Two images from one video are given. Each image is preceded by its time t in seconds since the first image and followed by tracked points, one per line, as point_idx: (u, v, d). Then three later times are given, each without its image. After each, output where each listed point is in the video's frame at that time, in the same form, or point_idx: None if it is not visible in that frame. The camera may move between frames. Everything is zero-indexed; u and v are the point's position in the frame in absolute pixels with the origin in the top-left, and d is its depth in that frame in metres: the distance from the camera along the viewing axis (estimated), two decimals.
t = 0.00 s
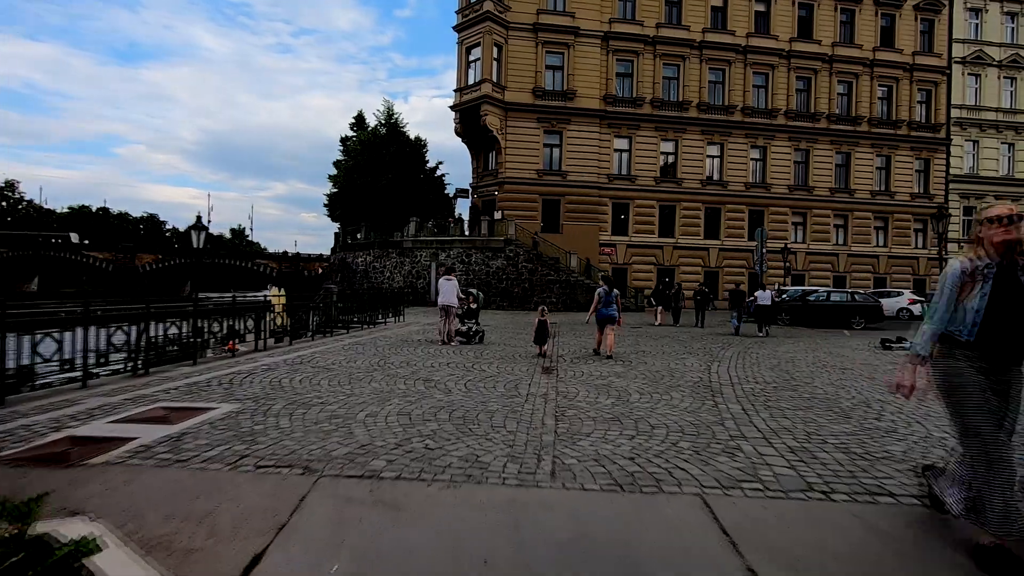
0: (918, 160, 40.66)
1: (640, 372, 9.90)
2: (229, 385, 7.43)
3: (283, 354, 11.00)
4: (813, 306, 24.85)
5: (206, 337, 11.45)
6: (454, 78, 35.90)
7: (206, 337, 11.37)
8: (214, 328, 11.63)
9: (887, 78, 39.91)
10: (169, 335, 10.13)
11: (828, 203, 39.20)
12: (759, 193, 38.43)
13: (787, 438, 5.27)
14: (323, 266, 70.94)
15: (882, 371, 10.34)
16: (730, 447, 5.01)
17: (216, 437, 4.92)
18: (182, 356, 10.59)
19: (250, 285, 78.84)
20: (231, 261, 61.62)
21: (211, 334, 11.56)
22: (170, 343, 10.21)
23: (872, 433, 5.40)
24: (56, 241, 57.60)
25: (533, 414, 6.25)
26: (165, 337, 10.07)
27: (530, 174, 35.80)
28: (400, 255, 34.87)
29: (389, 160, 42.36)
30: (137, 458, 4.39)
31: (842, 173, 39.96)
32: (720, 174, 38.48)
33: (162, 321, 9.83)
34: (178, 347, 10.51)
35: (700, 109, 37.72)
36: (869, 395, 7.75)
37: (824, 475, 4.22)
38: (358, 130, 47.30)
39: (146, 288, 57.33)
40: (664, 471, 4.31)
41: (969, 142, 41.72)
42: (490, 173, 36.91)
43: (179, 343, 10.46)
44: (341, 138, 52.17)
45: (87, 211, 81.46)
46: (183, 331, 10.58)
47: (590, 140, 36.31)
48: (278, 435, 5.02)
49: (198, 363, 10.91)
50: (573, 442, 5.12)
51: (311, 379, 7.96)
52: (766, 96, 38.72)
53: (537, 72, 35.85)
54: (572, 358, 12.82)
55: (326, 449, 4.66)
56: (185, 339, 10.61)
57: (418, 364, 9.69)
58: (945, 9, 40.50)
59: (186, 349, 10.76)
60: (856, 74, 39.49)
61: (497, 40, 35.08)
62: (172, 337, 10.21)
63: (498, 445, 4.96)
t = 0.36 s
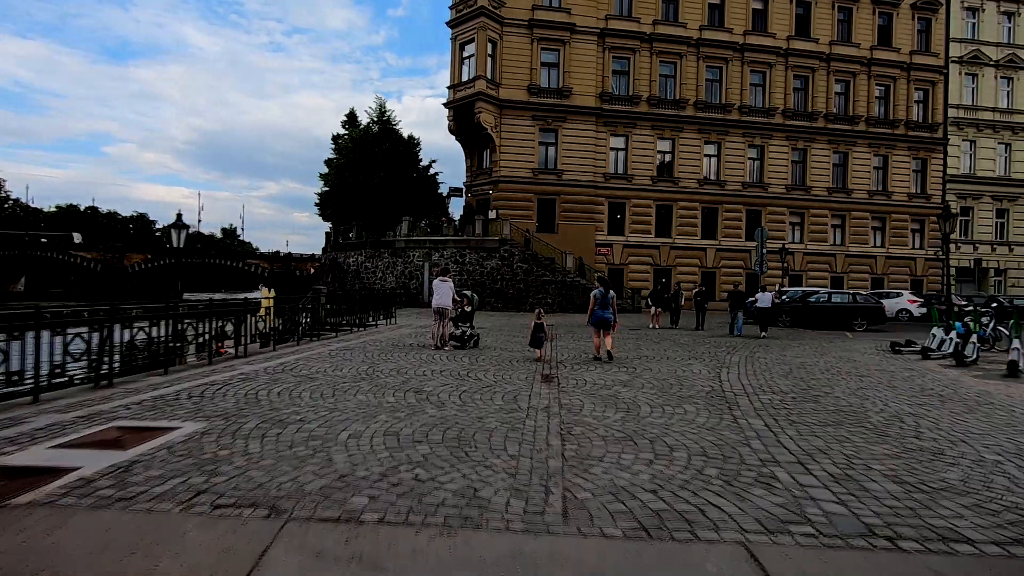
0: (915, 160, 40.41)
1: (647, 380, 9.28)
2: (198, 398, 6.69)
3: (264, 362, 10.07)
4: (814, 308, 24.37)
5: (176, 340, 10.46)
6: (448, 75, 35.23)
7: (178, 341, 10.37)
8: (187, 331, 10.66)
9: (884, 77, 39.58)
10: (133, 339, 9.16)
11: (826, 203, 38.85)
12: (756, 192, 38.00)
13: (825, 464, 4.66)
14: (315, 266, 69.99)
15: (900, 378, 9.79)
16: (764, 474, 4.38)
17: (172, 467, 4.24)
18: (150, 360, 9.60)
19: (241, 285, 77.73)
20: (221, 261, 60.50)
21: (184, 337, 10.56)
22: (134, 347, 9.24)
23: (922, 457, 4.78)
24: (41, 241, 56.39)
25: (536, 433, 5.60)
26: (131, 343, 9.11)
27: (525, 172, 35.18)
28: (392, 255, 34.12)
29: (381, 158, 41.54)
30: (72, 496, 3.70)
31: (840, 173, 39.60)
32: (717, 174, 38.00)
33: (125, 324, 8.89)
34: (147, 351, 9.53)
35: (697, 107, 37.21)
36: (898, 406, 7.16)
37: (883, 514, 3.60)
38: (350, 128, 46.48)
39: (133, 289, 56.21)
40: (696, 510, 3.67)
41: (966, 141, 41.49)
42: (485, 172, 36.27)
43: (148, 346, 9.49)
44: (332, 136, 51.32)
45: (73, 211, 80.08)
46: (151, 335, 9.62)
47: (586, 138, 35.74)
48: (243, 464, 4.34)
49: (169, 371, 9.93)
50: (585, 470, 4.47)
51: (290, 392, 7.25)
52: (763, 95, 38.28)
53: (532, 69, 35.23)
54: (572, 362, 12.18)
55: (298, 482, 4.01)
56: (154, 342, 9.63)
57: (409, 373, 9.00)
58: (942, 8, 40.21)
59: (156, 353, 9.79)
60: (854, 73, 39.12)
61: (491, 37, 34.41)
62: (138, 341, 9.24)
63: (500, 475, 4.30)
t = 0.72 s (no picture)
0: (916, 159, 40.06)
1: (662, 386, 8.68)
2: (173, 409, 6.04)
3: (250, 366, 9.32)
4: (818, 308, 23.89)
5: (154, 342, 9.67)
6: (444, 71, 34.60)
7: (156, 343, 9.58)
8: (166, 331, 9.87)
9: (886, 75, 39.20)
10: (107, 341, 8.36)
11: (826, 202, 38.44)
12: (757, 191, 37.56)
13: (885, 487, 4.08)
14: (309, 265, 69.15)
15: (926, 383, 9.25)
16: (821, 502, 3.79)
17: (130, 497, 3.61)
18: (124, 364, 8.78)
19: (234, 285, 76.74)
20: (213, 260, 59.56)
21: (162, 339, 9.77)
22: (108, 349, 8.43)
23: (995, 480, 4.19)
24: (28, 239, 55.31)
25: (551, 450, 4.98)
26: (103, 345, 8.31)
27: (523, 170, 34.60)
28: (388, 255, 33.44)
29: (376, 156, 40.83)
30: (5, 534, 3.07)
31: (841, 172, 39.17)
32: (718, 173, 37.51)
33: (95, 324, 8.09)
34: (121, 354, 8.72)
35: (697, 105, 36.72)
36: (938, 416, 6.60)
37: (979, 558, 3.00)
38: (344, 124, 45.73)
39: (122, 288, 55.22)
40: (756, 551, 3.07)
41: (966, 141, 41.21)
42: (482, 170, 35.69)
43: (123, 349, 8.70)
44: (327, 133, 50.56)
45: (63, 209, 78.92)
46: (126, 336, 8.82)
47: (585, 136, 35.17)
48: (215, 492, 3.71)
49: (145, 377, 9.13)
50: (613, 499, 3.86)
51: (276, 400, 6.61)
52: (764, 93, 37.83)
53: (530, 66, 34.67)
54: (578, 365, 11.60)
55: (279, 515, 3.38)
56: (130, 344, 8.83)
57: (407, 378, 8.39)
58: (943, 6, 39.88)
59: (132, 356, 8.99)
60: (855, 71, 38.73)
61: (489, 32, 33.79)
62: (112, 344, 8.45)
63: (515, 504, 3.69)
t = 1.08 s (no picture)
0: (921, 159, 39.62)
1: (681, 394, 8.09)
2: (146, 424, 5.41)
3: (238, 373, 8.60)
4: (826, 310, 23.36)
5: (133, 346, 8.93)
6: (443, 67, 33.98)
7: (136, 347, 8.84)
8: (146, 335, 9.12)
9: (890, 74, 38.70)
10: (77, 345, 7.61)
11: (830, 202, 37.93)
12: (760, 191, 37.08)
13: (970, 524, 3.49)
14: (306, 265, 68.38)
15: (959, 390, 8.69)
16: (906, 546, 3.19)
17: (77, 543, 2.98)
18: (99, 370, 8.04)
19: (230, 285, 75.93)
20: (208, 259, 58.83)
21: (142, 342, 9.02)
22: (79, 355, 7.68)
23: None
24: (19, 238, 54.47)
25: (573, 475, 4.39)
26: (73, 351, 7.57)
27: (523, 169, 34.01)
28: (385, 254, 32.80)
29: (374, 154, 40.14)
30: None
31: (845, 171, 38.69)
32: (721, 172, 36.94)
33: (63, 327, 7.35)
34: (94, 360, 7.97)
35: (699, 103, 36.19)
36: (990, 430, 6.03)
37: None
38: (342, 122, 45.00)
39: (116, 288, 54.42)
40: None
41: (971, 141, 40.80)
42: (482, 168, 35.08)
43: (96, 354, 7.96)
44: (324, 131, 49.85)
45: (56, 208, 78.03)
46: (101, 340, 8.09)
47: (587, 134, 34.61)
48: (181, 535, 3.09)
49: (122, 385, 8.38)
50: (657, 540, 3.26)
51: (264, 413, 5.98)
52: (767, 91, 37.30)
53: (531, 62, 34.10)
54: (586, 370, 11.01)
55: (255, 566, 2.78)
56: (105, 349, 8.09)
57: (409, 387, 7.77)
58: (948, 4, 39.45)
59: (107, 362, 8.24)
60: (859, 70, 38.26)
61: (489, 28, 33.21)
62: (84, 349, 7.71)
63: (542, 548, 3.09)
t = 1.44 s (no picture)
0: (931, 158, 38.92)
1: (709, 406, 7.43)
2: (114, 447, 4.77)
3: (226, 384, 7.86)
4: (841, 312, 22.69)
5: (112, 356, 8.15)
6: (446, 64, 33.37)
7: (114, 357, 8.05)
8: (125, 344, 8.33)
9: (901, 71, 37.98)
10: (45, 356, 6.82)
11: (840, 201, 37.22)
12: (768, 190, 36.41)
13: None
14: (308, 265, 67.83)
15: (1009, 402, 8.01)
16: None
17: None
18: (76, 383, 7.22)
19: (231, 285, 75.45)
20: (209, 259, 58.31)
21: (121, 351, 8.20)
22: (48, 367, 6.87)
23: None
24: (18, 237, 53.95)
25: (608, 514, 3.75)
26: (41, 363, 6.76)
27: (527, 167, 33.39)
28: (387, 254, 32.19)
29: (375, 152, 39.52)
30: None
31: (854, 170, 37.98)
32: (728, 171, 36.27)
33: (28, 336, 6.57)
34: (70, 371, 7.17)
35: (707, 101, 35.52)
36: None
37: None
38: (343, 120, 44.39)
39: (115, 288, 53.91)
40: None
41: (983, 139, 40.08)
42: (485, 167, 34.45)
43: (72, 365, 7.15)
44: (325, 130, 49.27)
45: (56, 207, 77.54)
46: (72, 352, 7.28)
47: (592, 132, 33.99)
48: None
49: (99, 398, 7.62)
50: None
51: (249, 434, 5.32)
52: (776, 88, 36.61)
53: (536, 59, 33.49)
54: (600, 377, 10.38)
55: None
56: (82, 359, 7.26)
57: (412, 400, 7.12)
58: None
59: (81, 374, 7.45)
60: (869, 67, 37.54)
61: (493, 24, 32.59)
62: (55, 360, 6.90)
63: None
